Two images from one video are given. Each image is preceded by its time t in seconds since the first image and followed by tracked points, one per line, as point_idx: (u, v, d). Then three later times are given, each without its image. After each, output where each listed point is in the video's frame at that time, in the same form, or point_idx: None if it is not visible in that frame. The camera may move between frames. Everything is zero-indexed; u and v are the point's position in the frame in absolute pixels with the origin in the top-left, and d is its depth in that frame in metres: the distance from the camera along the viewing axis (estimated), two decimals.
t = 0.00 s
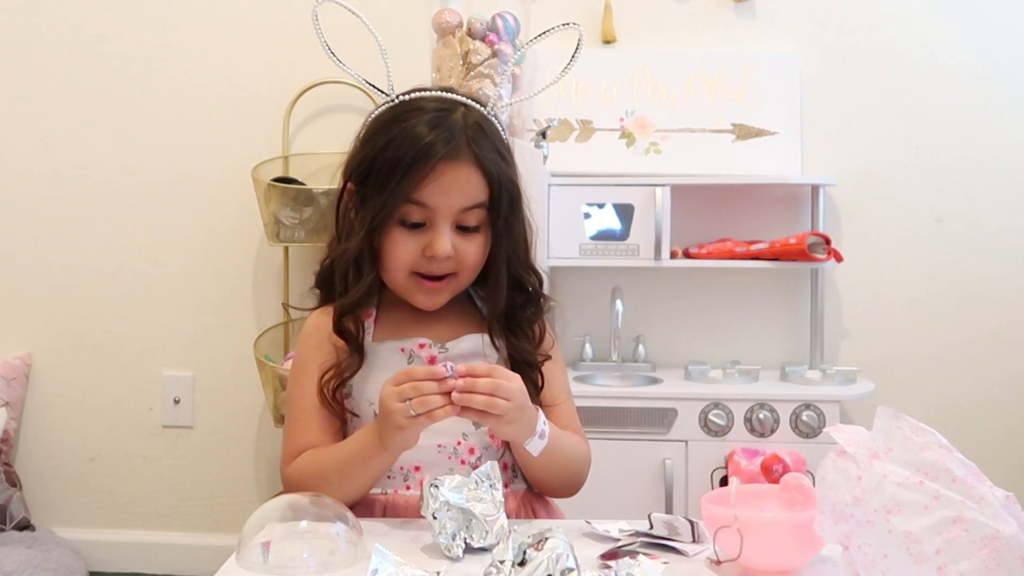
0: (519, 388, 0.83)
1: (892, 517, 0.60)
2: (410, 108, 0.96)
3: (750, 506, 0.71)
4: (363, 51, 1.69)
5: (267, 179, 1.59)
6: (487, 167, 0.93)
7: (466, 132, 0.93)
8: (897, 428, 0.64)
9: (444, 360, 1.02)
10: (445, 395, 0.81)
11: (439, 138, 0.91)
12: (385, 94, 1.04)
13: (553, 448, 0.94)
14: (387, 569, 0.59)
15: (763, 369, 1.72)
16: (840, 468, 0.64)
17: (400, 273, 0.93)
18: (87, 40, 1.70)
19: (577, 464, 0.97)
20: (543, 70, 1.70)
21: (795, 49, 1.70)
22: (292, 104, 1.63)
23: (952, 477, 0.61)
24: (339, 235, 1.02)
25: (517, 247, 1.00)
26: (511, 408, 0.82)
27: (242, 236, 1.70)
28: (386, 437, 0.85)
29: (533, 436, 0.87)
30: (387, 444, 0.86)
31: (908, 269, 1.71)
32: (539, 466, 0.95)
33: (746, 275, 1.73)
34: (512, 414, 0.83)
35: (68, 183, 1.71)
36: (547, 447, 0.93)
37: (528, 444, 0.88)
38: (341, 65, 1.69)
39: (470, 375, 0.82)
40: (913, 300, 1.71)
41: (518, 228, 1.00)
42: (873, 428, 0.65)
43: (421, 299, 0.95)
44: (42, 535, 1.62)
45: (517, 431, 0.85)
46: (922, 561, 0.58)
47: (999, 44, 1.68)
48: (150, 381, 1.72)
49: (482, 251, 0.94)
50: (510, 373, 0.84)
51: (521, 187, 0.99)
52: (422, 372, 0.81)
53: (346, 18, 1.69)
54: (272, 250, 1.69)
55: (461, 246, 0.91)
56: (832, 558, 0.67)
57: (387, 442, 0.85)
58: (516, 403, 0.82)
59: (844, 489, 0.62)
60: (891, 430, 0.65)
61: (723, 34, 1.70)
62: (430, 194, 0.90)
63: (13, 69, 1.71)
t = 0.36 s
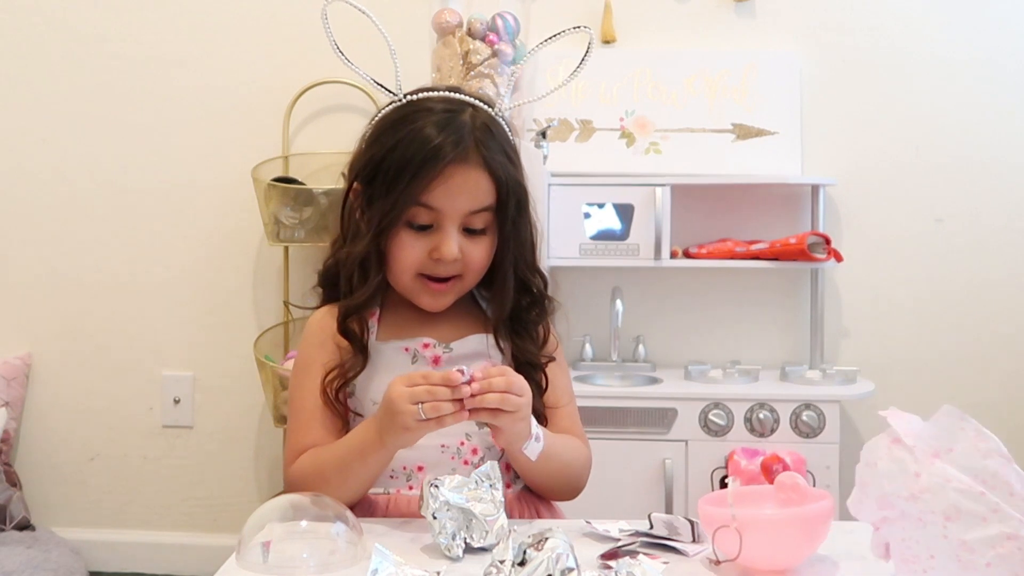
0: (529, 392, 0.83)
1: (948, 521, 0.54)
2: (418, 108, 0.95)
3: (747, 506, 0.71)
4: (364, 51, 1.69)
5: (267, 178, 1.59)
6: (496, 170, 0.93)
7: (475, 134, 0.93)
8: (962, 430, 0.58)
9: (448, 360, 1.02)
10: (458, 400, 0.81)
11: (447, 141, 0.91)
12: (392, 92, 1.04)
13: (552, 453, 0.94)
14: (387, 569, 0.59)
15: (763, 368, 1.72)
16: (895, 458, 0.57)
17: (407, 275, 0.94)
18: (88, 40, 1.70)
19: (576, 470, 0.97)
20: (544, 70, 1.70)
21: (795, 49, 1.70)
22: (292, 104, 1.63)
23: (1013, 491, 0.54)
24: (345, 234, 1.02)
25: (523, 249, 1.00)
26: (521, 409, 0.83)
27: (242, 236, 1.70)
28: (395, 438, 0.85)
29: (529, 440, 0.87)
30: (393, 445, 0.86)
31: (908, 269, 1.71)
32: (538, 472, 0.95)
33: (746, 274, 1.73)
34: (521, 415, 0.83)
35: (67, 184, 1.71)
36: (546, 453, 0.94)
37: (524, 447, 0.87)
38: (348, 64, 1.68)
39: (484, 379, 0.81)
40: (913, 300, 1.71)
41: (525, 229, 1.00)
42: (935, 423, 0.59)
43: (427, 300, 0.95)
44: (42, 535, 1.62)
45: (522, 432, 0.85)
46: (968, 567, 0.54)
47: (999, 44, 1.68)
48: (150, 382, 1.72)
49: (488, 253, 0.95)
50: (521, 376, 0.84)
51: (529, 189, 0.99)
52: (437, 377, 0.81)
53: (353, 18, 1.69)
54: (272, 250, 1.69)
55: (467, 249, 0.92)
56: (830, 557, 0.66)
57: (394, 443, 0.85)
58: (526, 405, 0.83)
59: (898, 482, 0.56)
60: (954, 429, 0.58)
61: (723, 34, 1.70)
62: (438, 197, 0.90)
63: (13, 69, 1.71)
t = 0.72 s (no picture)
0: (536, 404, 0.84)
1: None
2: (424, 109, 0.95)
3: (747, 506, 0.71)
4: (365, 51, 1.69)
5: (267, 178, 1.59)
6: (502, 171, 0.93)
7: (482, 135, 0.93)
8: None
9: (450, 360, 1.02)
10: (466, 409, 0.81)
11: (454, 141, 0.91)
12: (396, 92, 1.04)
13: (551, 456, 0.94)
14: (387, 569, 0.59)
15: (763, 368, 1.72)
16: None
17: (411, 276, 0.94)
18: (88, 40, 1.70)
19: (575, 473, 0.97)
20: (543, 70, 1.70)
21: (795, 49, 1.70)
22: (292, 104, 1.63)
23: None
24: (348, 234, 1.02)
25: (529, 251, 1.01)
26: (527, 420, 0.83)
27: (242, 236, 1.70)
28: (401, 446, 0.85)
29: (529, 447, 0.87)
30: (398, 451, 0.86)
31: (908, 268, 1.71)
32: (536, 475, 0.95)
33: (746, 275, 1.73)
34: (527, 425, 0.84)
35: (67, 184, 1.71)
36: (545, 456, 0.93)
37: (523, 454, 0.87)
38: (355, 63, 1.69)
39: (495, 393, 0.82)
40: (912, 299, 1.71)
41: (530, 231, 1.00)
42: None
43: (431, 301, 0.96)
44: (42, 534, 1.62)
45: (524, 441, 0.86)
46: None
47: (1000, 45, 1.68)
48: (150, 382, 1.72)
49: (493, 254, 0.95)
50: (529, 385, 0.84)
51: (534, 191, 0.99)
52: (447, 388, 0.80)
53: (362, 17, 1.68)
54: (272, 251, 1.69)
55: (473, 250, 0.92)
56: (830, 556, 0.66)
57: (400, 449, 0.85)
58: (532, 416, 0.83)
59: None
60: None
61: (723, 34, 1.70)
62: (444, 198, 0.90)
63: (13, 70, 1.71)
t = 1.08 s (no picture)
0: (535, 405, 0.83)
1: None
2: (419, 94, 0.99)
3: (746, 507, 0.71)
4: (365, 51, 1.69)
5: (268, 178, 1.59)
6: (502, 139, 0.96)
7: (479, 108, 0.97)
8: None
9: (457, 361, 1.01)
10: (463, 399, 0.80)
11: (453, 110, 0.94)
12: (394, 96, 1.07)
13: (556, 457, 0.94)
14: (387, 569, 0.58)
15: (763, 368, 1.72)
16: None
17: (422, 252, 0.93)
18: (88, 39, 1.70)
19: (581, 473, 0.97)
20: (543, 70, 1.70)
21: (795, 49, 1.70)
22: (292, 104, 1.63)
23: None
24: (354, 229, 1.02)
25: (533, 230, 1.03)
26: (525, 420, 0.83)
27: (242, 236, 1.70)
28: (400, 437, 0.85)
29: (535, 447, 0.87)
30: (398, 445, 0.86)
31: (908, 268, 1.71)
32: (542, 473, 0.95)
33: (746, 275, 1.73)
34: (525, 426, 0.84)
35: (67, 184, 1.71)
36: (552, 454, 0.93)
37: (529, 455, 0.88)
38: (349, 61, 1.69)
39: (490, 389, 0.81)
40: (912, 300, 1.71)
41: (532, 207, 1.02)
42: None
43: (443, 280, 0.94)
44: (42, 534, 1.63)
45: (521, 443, 0.86)
46: None
47: (999, 45, 1.68)
48: (150, 382, 1.72)
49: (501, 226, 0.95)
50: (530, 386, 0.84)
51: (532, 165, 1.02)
52: (445, 376, 0.80)
53: (356, 15, 1.69)
54: (273, 251, 1.70)
55: (483, 218, 0.92)
56: (830, 557, 0.66)
57: (400, 442, 0.85)
58: (532, 417, 0.83)
59: None
60: None
61: (723, 34, 1.70)
62: (449, 162, 0.92)
63: (12, 69, 1.71)
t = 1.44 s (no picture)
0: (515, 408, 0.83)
1: None
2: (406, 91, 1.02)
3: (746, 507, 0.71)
4: (364, 52, 1.69)
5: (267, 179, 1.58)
6: (490, 124, 0.98)
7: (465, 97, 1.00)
8: None
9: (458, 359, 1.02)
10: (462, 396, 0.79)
11: (441, 97, 0.97)
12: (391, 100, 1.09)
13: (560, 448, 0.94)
14: (387, 569, 0.58)
15: (764, 368, 1.72)
16: None
17: (417, 237, 0.93)
18: (88, 39, 1.70)
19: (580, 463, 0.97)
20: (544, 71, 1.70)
21: (795, 49, 1.70)
22: (292, 104, 1.63)
23: None
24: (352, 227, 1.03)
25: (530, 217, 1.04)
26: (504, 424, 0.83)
27: (242, 236, 1.70)
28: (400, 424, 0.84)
29: (533, 446, 0.88)
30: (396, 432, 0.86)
31: (908, 269, 1.71)
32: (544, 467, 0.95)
33: (746, 274, 1.73)
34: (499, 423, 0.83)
35: (67, 184, 1.71)
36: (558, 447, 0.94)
37: (527, 452, 0.88)
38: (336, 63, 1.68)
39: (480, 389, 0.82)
40: (912, 300, 1.71)
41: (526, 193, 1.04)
42: None
43: (440, 265, 0.94)
44: (42, 534, 1.63)
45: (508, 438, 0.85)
46: None
47: (998, 46, 1.68)
48: (150, 382, 1.72)
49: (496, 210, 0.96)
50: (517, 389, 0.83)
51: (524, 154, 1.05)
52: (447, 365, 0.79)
53: (341, 20, 1.69)
54: (273, 251, 1.69)
55: (475, 199, 0.93)
56: (830, 557, 0.66)
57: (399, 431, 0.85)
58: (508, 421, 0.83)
59: None
60: None
61: (723, 34, 1.70)
62: (438, 144, 0.94)
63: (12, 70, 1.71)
